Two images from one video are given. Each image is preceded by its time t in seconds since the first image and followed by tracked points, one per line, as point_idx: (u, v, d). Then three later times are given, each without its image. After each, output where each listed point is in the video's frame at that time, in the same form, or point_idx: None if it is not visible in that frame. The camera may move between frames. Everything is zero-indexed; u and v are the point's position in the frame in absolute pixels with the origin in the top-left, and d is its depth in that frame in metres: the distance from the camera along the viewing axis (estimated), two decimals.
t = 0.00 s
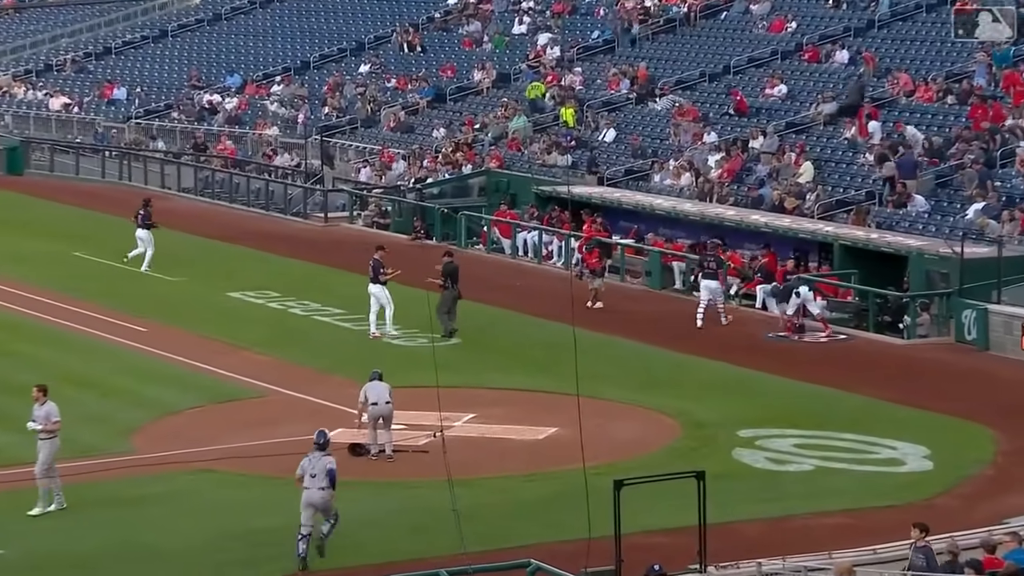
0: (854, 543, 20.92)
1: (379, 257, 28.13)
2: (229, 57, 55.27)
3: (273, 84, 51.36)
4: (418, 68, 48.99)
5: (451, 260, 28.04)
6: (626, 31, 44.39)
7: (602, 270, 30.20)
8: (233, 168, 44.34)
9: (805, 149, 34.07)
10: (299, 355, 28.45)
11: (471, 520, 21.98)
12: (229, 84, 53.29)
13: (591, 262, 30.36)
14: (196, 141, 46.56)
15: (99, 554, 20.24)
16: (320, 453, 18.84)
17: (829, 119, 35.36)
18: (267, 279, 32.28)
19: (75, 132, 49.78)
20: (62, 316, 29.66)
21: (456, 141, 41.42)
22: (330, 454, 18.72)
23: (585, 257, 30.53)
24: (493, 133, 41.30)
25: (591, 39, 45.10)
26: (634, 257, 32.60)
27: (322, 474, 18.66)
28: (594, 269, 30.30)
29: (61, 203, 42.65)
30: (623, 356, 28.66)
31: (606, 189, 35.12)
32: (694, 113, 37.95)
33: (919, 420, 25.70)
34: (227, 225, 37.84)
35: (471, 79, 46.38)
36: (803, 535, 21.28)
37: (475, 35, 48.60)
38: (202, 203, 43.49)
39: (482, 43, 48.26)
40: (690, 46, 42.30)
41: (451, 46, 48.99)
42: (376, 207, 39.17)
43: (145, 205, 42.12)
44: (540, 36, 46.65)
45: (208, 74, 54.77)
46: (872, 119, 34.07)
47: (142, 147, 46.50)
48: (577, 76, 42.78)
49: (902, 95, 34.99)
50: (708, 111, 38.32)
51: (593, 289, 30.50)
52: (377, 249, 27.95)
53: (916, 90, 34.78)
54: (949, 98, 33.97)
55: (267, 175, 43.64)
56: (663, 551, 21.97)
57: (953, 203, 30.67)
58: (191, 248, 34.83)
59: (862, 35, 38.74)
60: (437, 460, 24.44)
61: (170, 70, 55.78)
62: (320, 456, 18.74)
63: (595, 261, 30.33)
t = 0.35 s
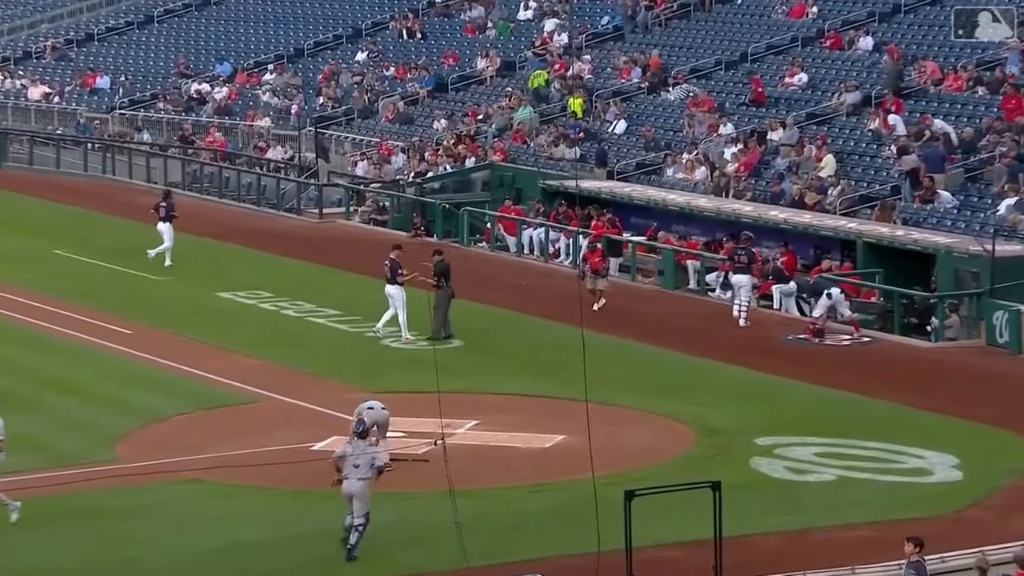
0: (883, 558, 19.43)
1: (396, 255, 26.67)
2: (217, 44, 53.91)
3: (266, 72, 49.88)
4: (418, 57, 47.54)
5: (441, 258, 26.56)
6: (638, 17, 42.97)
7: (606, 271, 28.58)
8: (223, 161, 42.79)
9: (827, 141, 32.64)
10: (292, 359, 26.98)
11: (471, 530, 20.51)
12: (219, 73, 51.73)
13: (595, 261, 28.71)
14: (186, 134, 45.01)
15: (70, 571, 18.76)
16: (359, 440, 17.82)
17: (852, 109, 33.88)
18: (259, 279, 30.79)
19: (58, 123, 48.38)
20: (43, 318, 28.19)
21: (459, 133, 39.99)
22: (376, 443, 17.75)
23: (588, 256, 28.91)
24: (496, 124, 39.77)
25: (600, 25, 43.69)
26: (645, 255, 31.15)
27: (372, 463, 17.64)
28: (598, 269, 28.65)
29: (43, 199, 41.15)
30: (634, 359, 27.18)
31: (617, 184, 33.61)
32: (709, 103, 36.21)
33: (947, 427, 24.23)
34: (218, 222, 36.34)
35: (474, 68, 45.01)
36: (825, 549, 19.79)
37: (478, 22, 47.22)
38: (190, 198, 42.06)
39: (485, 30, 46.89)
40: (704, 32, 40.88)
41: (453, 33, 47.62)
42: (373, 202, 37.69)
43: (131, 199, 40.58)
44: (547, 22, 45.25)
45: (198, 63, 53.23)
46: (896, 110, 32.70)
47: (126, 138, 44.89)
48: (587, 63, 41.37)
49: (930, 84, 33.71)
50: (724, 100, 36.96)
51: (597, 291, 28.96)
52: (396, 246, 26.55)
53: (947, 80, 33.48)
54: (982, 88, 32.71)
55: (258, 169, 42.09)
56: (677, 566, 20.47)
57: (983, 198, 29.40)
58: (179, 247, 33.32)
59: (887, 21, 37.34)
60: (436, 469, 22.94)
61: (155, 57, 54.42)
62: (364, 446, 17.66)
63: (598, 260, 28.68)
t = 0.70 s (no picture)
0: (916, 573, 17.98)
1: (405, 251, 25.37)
2: (206, 30, 52.58)
3: (257, 60, 48.57)
4: (419, 43, 46.17)
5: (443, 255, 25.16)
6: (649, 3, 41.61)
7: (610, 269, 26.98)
8: (212, 153, 41.42)
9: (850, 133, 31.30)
10: (286, 361, 25.56)
11: (472, 543, 19.08)
12: (209, 60, 50.40)
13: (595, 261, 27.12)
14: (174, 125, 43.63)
15: None
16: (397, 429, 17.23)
17: (878, 98, 32.58)
18: (252, 279, 29.38)
19: (41, 114, 47.06)
20: (24, 320, 26.79)
21: (461, 124, 38.61)
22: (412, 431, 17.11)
23: (588, 255, 27.32)
24: (501, 115, 38.36)
25: (610, 9, 42.31)
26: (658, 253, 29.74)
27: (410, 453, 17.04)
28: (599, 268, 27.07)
29: (26, 195, 39.77)
30: (646, 362, 25.73)
31: (628, 178, 32.19)
32: (727, 93, 35.07)
33: (979, 435, 22.80)
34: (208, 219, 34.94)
35: (477, 55, 43.65)
36: (852, 565, 18.34)
37: (483, 8, 45.87)
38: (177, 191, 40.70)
39: (488, 16, 45.56)
40: (720, 17, 39.50)
41: (455, 18, 46.26)
42: (371, 197, 36.21)
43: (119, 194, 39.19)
44: (555, 7, 43.89)
45: (186, 50, 51.87)
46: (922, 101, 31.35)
47: (110, 130, 43.50)
48: (598, 50, 40.00)
49: (961, 73, 32.42)
50: (741, 89, 35.62)
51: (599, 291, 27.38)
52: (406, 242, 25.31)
53: (980, 69, 32.14)
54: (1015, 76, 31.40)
55: (250, 162, 40.70)
56: None
57: (1017, 193, 28.06)
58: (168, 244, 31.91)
59: (914, 5, 35.96)
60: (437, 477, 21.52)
61: (142, 43, 53.11)
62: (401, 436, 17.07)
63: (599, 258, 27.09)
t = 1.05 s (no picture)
0: None
1: (409, 248, 24.09)
2: (197, 17, 51.36)
3: (251, 48, 47.34)
4: (422, 29, 44.90)
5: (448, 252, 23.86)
6: None
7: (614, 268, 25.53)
8: (204, 145, 40.16)
9: (878, 124, 30.22)
10: (282, 364, 24.26)
11: (478, 557, 17.76)
12: (201, 47, 49.18)
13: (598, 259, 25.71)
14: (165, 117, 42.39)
15: None
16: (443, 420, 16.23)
17: (907, 87, 31.51)
18: (248, 278, 28.06)
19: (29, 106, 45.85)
20: (9, 322, 25.50)
21: (467, 115, 37.34)
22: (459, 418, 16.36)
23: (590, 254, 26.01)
24: (509, 105, 37.11)
25: None
26: (675, 252, 28.40)
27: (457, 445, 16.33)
28: (601, 267, 25.63)
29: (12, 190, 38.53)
30: (661, 365, 24.39)
31: (642, 172, 30.91)
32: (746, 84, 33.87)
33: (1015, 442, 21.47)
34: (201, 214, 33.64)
35: (484, 42, 42.37)
36: None
37: None
38: (169, 186, 39.44)
39: (493, 2, 44.31)
40: (735, 2, 38.20)
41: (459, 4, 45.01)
42: (371, 192, 34.88)
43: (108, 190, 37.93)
44: None
45: (177, 37, 50.68)
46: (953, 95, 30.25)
47: (95, 122, 42.23)
48: (610, 36, 38.70)
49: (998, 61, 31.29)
50: (762, 77, 34.39)
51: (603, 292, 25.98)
52: (412, 238, 24.04)
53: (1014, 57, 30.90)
54: None
55: (244, 154, 39.43)
56: None
57: None
58: (160, 242, 30.61)
59: None
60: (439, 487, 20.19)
61: (131, 30, 51.89)
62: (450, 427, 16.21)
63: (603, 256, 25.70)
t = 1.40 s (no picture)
0: None
1: (414, 246, 22.79)
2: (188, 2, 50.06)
3: (244, 34, 46.05)
4: (425, 15, 43.57)
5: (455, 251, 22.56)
6: None
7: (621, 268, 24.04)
8: (195, 138, 38.84)
9: (909, 114, 29.12)
10: (278, 367, 22.95)
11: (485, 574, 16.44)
12: (193, 34, 47.88)
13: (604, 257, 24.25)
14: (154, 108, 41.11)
15: None
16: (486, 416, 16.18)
17: (939, 76, 30.34)
18: (244, 277, 26.74)
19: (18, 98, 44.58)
20: None
21: (472, 105, 36.01)
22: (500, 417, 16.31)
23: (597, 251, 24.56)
24: (517, 95, 35.72)
25: None
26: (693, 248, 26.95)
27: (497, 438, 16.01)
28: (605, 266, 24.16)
29: None
30: (678, 370, 23.06)
31: (659, 165, 29.59)
32: (770, 72, 32.55)
33: None
34: (194, 210, 32.32)
35: (491, 29, 41.01)
36: None
37: None
38: (159, 180, 38.12)
39: None
40: None
41: None
42: (371, 186, 33.46)
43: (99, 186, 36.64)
44: None
45: (167, 23, 49.39)
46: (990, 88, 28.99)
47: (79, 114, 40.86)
48: (625, 21, 37.34)
49: None
50: (786, 67, 33.08)
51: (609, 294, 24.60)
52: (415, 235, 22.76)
53: None
54: None
55: (239, 147, 38.12)
56: None
57: None
58: (152, 240, 29.31)
59: None
60: (443, 500, 18.85)
61: (118, 16, 50.60)
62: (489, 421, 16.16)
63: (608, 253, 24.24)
